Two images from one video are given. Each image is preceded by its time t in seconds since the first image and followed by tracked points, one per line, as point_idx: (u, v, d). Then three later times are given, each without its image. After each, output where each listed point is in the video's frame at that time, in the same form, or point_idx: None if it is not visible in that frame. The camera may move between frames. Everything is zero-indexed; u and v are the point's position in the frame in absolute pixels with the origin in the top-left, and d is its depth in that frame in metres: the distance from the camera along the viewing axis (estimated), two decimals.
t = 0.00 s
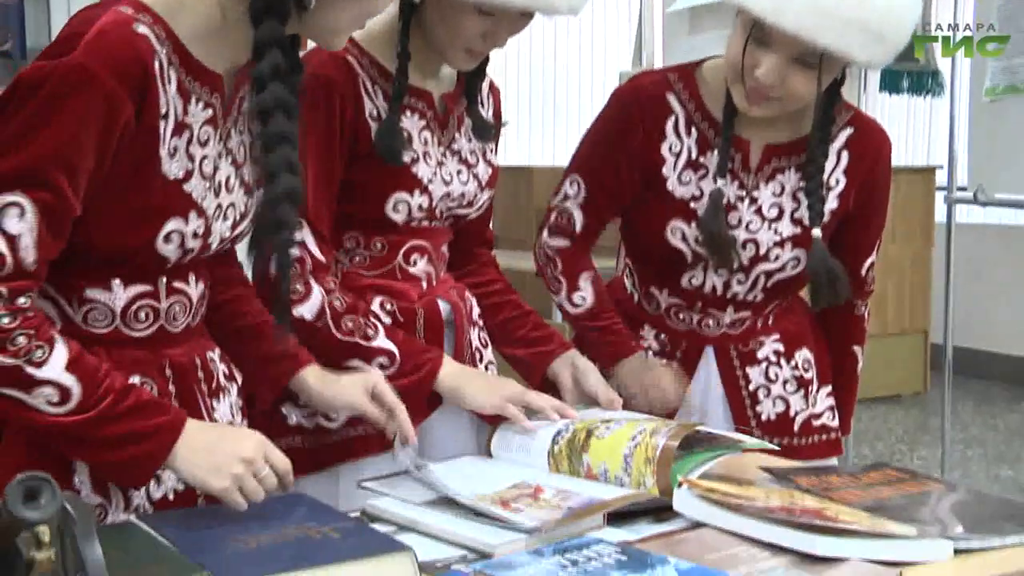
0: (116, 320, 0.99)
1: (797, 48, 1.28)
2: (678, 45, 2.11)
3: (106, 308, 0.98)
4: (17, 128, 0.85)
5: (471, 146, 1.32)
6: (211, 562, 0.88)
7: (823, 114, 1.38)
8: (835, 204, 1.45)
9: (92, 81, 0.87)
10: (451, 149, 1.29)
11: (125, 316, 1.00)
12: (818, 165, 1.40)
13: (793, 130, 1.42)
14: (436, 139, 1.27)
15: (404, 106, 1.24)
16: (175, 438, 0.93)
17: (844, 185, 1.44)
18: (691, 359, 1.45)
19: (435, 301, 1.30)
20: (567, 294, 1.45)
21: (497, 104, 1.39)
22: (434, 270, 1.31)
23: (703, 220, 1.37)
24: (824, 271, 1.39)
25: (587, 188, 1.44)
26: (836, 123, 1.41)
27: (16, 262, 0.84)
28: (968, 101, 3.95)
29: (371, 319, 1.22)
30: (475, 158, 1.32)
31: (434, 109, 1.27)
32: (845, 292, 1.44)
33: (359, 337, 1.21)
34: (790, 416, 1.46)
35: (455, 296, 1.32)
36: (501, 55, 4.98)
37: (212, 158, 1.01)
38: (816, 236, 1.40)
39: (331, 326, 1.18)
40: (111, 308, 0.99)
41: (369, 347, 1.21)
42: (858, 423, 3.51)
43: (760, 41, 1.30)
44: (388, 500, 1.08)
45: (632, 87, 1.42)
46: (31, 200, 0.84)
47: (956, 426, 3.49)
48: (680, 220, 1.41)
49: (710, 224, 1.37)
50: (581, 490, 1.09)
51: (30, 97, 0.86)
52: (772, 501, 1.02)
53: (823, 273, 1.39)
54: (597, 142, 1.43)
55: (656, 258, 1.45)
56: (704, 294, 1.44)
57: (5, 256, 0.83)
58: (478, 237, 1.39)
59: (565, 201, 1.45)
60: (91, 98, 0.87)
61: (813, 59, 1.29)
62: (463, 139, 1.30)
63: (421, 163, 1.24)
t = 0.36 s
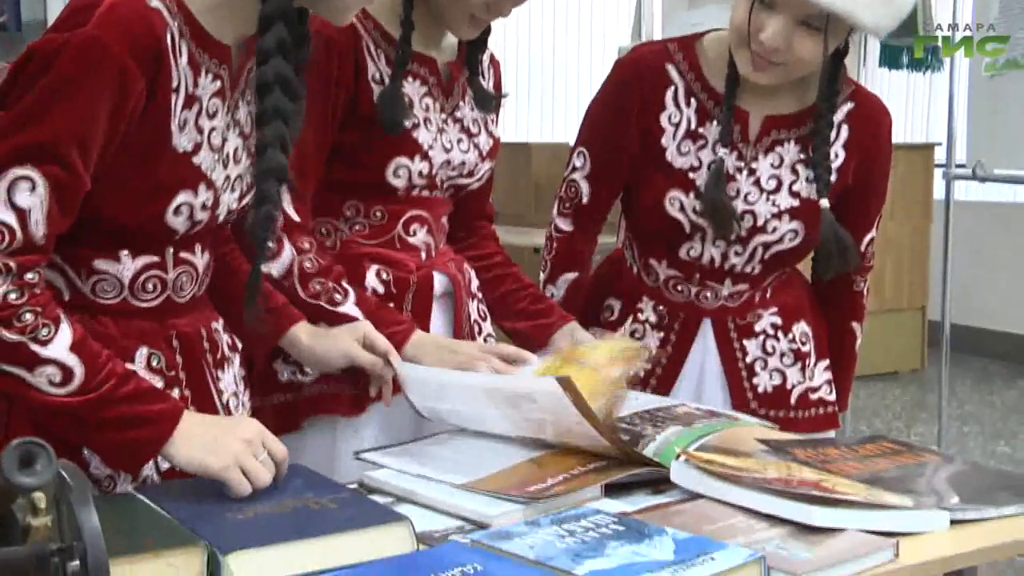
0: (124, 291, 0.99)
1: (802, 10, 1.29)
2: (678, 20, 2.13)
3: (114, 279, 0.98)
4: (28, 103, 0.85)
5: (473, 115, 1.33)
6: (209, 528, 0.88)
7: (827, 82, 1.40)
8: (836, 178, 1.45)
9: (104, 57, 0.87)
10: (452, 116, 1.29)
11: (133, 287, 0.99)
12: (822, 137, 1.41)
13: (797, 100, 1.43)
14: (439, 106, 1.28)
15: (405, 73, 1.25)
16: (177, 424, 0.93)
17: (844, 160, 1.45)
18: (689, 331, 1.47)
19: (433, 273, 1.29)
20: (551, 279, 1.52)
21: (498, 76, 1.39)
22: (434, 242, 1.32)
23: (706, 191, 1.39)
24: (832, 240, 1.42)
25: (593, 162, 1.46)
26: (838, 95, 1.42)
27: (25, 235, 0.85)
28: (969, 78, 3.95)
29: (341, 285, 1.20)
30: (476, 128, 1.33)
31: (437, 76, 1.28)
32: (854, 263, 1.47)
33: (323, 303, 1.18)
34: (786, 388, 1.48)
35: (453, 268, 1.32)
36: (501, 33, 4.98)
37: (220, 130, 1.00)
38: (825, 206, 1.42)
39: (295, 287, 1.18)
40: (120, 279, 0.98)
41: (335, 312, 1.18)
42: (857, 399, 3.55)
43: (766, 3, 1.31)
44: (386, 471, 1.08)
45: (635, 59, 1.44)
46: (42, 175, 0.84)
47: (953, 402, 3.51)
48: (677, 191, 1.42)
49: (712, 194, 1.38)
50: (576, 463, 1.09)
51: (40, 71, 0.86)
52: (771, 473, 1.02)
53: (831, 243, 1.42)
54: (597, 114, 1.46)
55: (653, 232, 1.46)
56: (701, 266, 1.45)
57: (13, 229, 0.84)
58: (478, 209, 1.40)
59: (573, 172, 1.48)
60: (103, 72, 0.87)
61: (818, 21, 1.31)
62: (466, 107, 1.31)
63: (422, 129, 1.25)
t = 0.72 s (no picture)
0: (129, 262, 0.99)
1: None
2: None
3: (117, 249, 0.98)
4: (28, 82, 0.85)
5: (473, 87, 1.32)
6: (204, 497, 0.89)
7: (822, 50, 1.41)
8: (831, 150, 1.45)
9: (100, 30, 0.87)
10: (452, 88, 1.29)
11: (135, 258, 0.99)
12: (817, 109, 1.41)
13: (794, 72, 1.43)
14: (438, 76, 1.28)
15: (407, 40, 1.25)
16: (168, 439, 0.92)
17: (840, 131, 1.44)
18: (687, 301, 1.47)
19: (429, 246, 1.29)
20: (560, 255, 1.52)
21: (498, 50, 1.39)
22: (430, 215, 1.32)
23: (696, 153, 1.39)
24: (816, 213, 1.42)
25: (596, 138, 1.46)
26: (831, 69, 1.42)
27: (37, 217, 0.86)
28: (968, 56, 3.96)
29: (291, 241, 1.18)
30: (475, 100, 1.32)
31: (438, 46, 1.28)
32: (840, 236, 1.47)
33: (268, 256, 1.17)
34: (783, 359, 1.48)
35: (451, 242, 1.32)
36: (500, 13, 4.99)
37: (218, 100, 0.99)
38: (813, 177, 1.42)
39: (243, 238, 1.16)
40: (122, 249, 0.98)
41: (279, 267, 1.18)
42: (853, 373, 3.57)
43: None
44: (381, 442, 1.08)
45: (634, 31, 1.43)
46: (52, 157, 0.85)
47: (951, 377, 3.52)
48: (676, 162, 1.42)
49: (702, 158, 1.38)
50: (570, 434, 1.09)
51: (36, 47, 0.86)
52: (768, 443, 1.02)
53: (819, 217, 1.42)
54: (600, 88, 1.45)
55: (650, 203, 1.46)
56: (699, 238, 1.45)
57: (26, 212, 0.85)
58: (474, 182, 1.40)
59: (576, 149, 1.48)
60: (100, 45, 0.87)
61: None
62: (465, 79, 1.30)
63: (421, 99, 1.25)
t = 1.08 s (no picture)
0: (125, 227, 0.99)
1: None
2: None
3: (115, 215, 0.98)
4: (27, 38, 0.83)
5: (470, 53, 1.31)
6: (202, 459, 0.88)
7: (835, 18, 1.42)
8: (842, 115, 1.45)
9: None
10: (448, 54, 1.28)
11: (134, 222, 0.99)
12: (830, 72, 1.42)
13: (805, 39, 1.44)
14: (433, 43, 1.27)
15: (400, 6, 1.24)
16: (170, 402, 0.92)
17: (849, 99, 1.44)
18: (690, 262, 1.47)
19: (427, 213, 1.29)
20: (565, 221, 1.52)
21: (496, 16, 1.38)
22: (429, 181, 1.32)
23: (702, 121, 1.38)
24: (826, 171, 1.43)
25: (603, 102, 1.47)
26: (842, 34, 1.42)
27: (38, 177, 0.85)
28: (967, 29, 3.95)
29: (281, 220, 1.20)
30: (472, 66, 1.31)
31: (433, 12, 1.27)
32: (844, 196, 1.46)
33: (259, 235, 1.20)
34: (784, 323, 1.48)
35: (448, 209, 1.31)
36: None
37: (216, 64, 0.99)
38: (827, 140, 1.42)
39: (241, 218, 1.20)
40: (120, 214, 0.98)
41: (267, 246, 1.21)
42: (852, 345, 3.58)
43: None
44: (380, 407, 1.08)
45: None
46: (52, 117, 0.84)
47: (949, 349, 3.53)
48: (683, 126, 1.42)
49: (707, 129, 1.37)
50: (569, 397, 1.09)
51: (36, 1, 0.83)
52: (767, 406, 1.02)
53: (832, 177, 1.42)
54: (608, 55, 1.46)
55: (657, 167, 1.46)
56: (705, 201, 1.45)
57: (28, 172, 0.84)
58: (472, 150, 1.40)
59: (583, 113, 1.50)
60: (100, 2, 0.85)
61: None
62: (461, 44, 1.29)
63: (416, 66, 1.24)
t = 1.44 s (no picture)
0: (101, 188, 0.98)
1: None
2: None
3: (88, 176, 0.97)
4: None
5: (464, 27, 1.30)
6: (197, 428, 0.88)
7: None
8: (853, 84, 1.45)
9: None
10: (443, 29, 1.27)
11: (108, 184, 0.98)
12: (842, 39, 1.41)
13: (811, 8, 1.43)
14: (428, 18, 1.26)
15: None
16: (167, 377, 0.92)
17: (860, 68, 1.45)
18: (700, 235, 1.48)
19: (423, 187, 1.28)
20: (575, 197, 1.52)
21: None
22: (425, 155, 1.31)
23: (716, 91, 1.38)
24: (848, 138, 1.43)
25: (612, 75, 1.47)
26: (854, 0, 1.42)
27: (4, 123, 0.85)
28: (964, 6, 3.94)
29: (297, 198, 1.18)
30: (467, 41, 1.30)
31: None
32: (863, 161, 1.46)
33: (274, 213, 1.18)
34: (796, 297, 1.48)
35: (445, 184, 1.31)
36: None
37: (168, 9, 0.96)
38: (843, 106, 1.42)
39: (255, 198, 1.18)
40: (94, 175, 0.97)
41: (282, 224, 1.18)
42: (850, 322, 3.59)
43: None
44: (377, 381, 1.07)
45: None
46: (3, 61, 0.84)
47: (947, 325, 3.53)
48: (694, 97, 1.42)
49: (721, 97, 1.38)
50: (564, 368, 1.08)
51: None
52: (764, 378, 1.02)
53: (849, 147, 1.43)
54: (614, 30, 1.46)
55: (666, 139, 1.46)
56: (714, 173, 1.46)
57: None
58: (466, 123, 1.40)
59: (593, 88, 1.49)
60: None
61: None
62: (455, 18, 1.28)
63: (411, 42, 1.24)
